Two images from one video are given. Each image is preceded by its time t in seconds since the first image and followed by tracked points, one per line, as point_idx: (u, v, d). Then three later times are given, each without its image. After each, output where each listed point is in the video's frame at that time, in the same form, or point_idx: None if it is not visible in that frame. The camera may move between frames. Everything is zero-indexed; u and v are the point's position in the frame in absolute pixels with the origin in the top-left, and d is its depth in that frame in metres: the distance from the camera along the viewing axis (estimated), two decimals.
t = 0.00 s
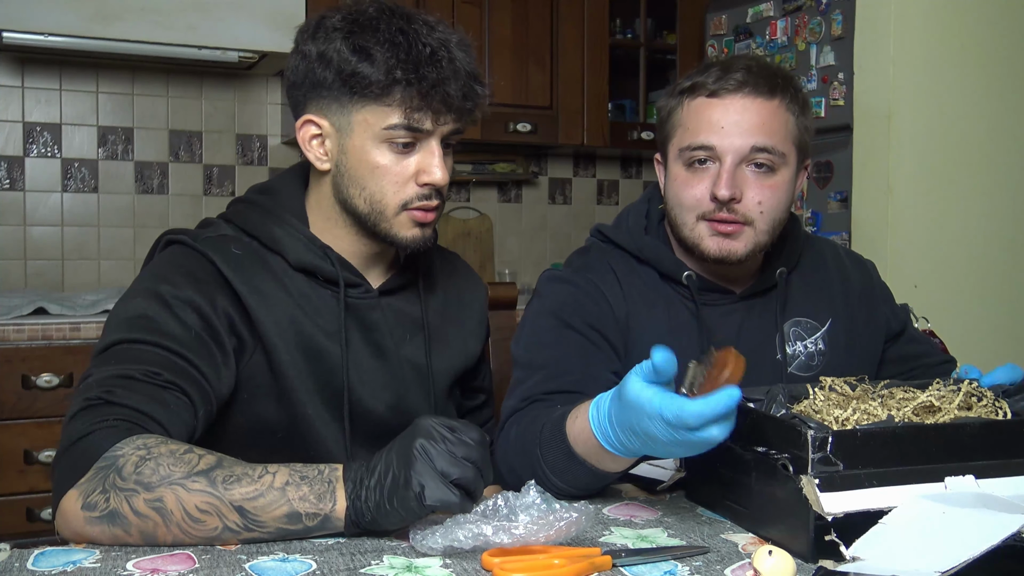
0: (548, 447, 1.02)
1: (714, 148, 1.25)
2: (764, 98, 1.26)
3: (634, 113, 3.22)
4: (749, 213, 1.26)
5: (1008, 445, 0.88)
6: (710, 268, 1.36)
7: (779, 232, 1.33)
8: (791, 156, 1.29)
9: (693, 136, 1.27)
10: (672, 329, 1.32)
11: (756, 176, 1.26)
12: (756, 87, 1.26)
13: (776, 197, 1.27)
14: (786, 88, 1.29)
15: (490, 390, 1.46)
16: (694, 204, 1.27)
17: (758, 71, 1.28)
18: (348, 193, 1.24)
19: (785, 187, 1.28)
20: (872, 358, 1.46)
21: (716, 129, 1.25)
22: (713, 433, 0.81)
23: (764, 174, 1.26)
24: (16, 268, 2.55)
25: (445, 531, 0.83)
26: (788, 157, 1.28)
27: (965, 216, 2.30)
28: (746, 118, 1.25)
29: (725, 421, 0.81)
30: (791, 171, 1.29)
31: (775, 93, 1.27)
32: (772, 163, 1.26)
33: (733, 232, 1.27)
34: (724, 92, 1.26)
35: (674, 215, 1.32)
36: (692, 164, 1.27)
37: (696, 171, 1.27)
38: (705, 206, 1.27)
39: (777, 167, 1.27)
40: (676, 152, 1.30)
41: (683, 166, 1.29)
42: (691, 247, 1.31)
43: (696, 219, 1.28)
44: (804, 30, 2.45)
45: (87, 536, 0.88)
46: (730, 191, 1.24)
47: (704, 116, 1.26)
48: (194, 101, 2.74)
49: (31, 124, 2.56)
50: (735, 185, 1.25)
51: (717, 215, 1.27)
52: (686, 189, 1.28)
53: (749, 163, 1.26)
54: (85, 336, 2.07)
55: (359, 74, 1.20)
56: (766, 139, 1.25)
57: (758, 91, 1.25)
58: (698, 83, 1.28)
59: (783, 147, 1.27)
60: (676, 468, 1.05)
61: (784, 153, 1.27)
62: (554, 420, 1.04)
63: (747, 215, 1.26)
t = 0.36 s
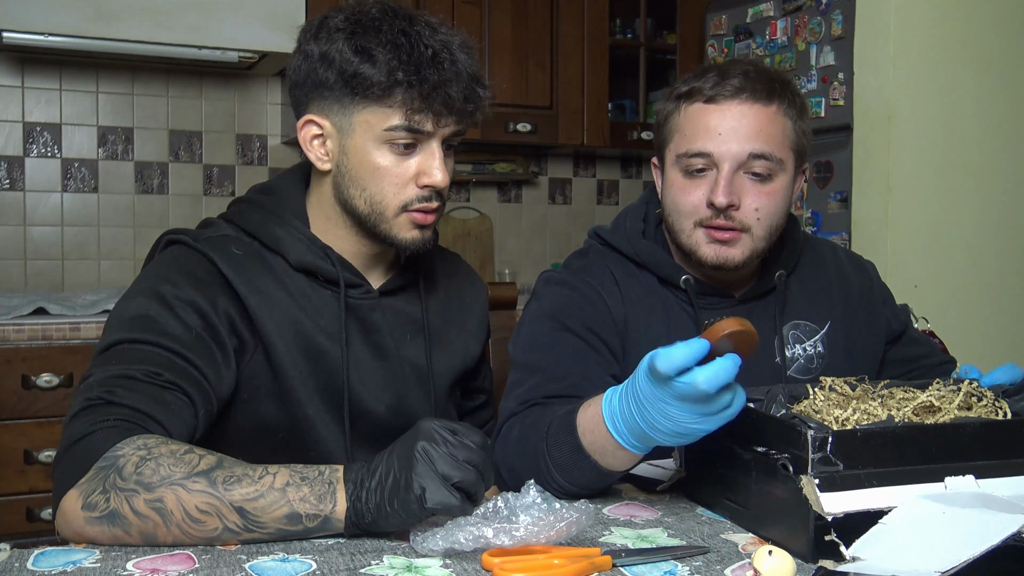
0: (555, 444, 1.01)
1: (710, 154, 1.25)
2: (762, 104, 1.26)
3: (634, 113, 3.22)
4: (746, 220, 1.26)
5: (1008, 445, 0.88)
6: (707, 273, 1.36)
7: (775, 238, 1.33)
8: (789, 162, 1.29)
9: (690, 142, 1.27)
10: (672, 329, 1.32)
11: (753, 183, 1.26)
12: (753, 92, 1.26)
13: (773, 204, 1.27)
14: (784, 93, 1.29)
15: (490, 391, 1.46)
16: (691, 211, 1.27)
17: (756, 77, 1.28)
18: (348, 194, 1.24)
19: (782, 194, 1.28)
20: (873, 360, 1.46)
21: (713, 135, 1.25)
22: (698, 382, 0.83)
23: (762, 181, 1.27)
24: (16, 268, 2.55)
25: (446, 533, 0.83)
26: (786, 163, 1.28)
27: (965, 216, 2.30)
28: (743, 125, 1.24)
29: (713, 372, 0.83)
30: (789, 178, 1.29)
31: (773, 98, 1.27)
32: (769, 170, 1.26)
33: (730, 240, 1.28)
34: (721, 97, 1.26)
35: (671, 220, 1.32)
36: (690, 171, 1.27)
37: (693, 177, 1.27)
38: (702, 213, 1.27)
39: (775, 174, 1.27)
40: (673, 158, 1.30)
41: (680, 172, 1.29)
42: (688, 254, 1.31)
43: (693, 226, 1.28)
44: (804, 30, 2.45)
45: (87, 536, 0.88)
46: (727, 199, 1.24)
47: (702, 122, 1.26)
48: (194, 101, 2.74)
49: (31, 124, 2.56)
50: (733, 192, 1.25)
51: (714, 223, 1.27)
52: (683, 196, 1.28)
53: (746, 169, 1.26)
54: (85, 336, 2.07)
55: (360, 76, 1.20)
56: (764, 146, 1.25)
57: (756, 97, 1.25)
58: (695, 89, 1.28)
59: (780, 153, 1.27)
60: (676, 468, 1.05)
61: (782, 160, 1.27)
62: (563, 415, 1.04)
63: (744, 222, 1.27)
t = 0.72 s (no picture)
0: (558, 448, 1.01)
1: (713, 155, 1.25)
2: (764, 104, 1.26)
3: (634, 113, 3.22)
4: (747, 221, 1.27)
5: (1008, 445, 0.88)
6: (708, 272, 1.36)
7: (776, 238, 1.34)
8: (790, 163, 1.29)
9: (692, 143, 1.27)
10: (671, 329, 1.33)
11: (754, 184, 1.26)
12: (755, 93, 1.26)
13: (774, 205, 1.27)
14: (786, 93, 1.29)
15: (490, 391, 1.46)
16: (692, 211, 1.28)
17: (758, 78, 1.27)
18: (348, 193, 1.24)
19: (783, 195, 1.28)
20: (874, 360, 1.46)
21: (715, 136, 1.25)
22: (690, 395, 0.83)
23: (764, 182, 1.27)
24: (16, 268, 2.55)
25: (447, 533, 0.83)
26: (787, 164, 1.28)
27: (966, 216, 2.30)
28: (745, 126, 1.24)
29: (707, 388, 0.83)
30: (790, 179, 1.29)
31: (774, 99, 1.27)
32: (771, 171, 1.26)
33: (731, 241, 1.28)
34: (724, 98, 1.25)
35: (672, 220, 1.32)
36: (691, 172, 1.27)
37: (695, 178, 1.27)
38: (703, 213, 1.27)
39: (776, 175, 1.27)
40: (675, 158, 1.30)
41: (682, 172, 1.29)
42: (689, 254, 1.31)
43: (694, 227, 1.28)
44: (804, 30, 2.45)
45: (88, 535, 0.88)
46: (729, 200, 1.24)
47: (704, 123, 1.26)
48: (194, 101, 2.74)
49: (31, 124, 2.56)
50: (734, 194, 1.25)
51: (716, 225, 1.27)
52: (685, 197, 1.28)
53: (748, 171, 1.26)
54: (85, 336, 2.07)
55: (361, 76, 1.20)
56: (765, 147, 1.25)
57: (757, 98, 1.25)
58: (697, 89, 1.28)
59: (782, 154, 1.27)
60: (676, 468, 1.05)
61: (783, 161, 1.27)
62: (568, 419, 1.04)
63: (745, 223, 1.27)
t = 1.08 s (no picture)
0: (559, 452, 1.01)
1: (714, 154, 1.25)
2: (765, 104, 1.25)
3: (634, 113, 3.22)
4: (748, 220, 1.27)
5: (1008, 445, 0.88)
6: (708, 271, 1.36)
7: (777, 238, 1.34)
8: (791, 162, 1.29)
9: (693, 142, 1.27)
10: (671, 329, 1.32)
11: (755, 184, 1.26)
12: (756, 93, 1.26)
13: (775, 204, 1.27)
14: (787, 93, 1.29)
15: (490, 390, 1.46)
16: (694, 210, 1.28)
17: (759, 78, 1.27)
18: (348, 193, 1.24)
19: (784, 194, 1.28)
20: (874, 360, 1.46)
21: (716, 135, 1.25)
22: (685, 408, 0.83)
23: (764, 181, 1.27)
24: (16, 268, 2.55)
25: (447, 533, 0.83)
26: (788, 163, 1.28)
27: (965, 216, 2.30)
28: (747, 125, 1.24)
29: (703, 401, 0.83)
30: (790, 178, 1.29)
31: (776, 99, 1.27)
32: (772, 170, 1.26)
33: (732, 240, 1.28)
34: (725, 98, 1.25)
35: (673, 219, 1.32)
36: (692, 171, 1.27)
37: (696, 177, 1.27)
38: (704, 212, 1.27)
39: (777, 174, 1.27)
40: (676, 157, 1.30)
41: (683, 172, 1.29)
42: (690, 253, 1.31)
43: (694, 226, 1.29)
44: (804, 30, 2.45)
45: (88, 535, 0.88)
46: (730, 199, 1.24)
47: (705, 122, 1.26)
48: (194, 101, 2.74)
49: (31, 124, 2.56)
50: (735, 193, 1.25)
51: (716, 224, 1.27)
52: (685, 196, 1.28)
53: (748, 170, 1.26)
54: (85, 336, 2.07)
55: (361, 76, 1.20)
56: (766, 146, 1.25)
57: (759, 97, 1.25)
58: (698, 88, 1.28)
59: (783, 153, 1.27)
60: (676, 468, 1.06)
61: (784, 160, 1.27)
62: (570, 423, 1.04)
63: (746, 222, 1.27)
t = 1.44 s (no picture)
0: (560, 453, 1.01)
1: (714, 159, 1.25)
2: (764, 108, 1.25)
3: (634, 113, 3.22)
4: (748, 224, 1.27)
5: (1008, 445, 0.88)
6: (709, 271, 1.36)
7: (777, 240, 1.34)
8: (791, 166, 1.29)
9: (693, 146, 1.27)
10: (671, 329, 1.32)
11: (755, 187, 1.26)
12: (757, 97, 1.26)
13: (775, 209, 1.27)
14: (787, 96, 1.29)
15: (491, 390, 1.46)
16: (693, 214, 1.28)
17: (759, 81, 1.27)
18: (348, 194, 1.24)
19: (784, 197, 1.28)
20: (875, 359, 1.46)
21: (715, 139, 1.25)
22: (673, 388, 0.84)
23: (764, 185, 1.27)
24: (16, 268, 2.55)
25: (446, 534, 0.83)
26: (787, 167, 1.28)
27: (966, 216, 2.30)
28: (747, 129, 1.24)
29: (690, 384, 0.83)
30: (790, 182, 1.29)
31: (776, 102, 1.27)
32: (772, 174, 1.26)
33: (732, 244, 1.28)
34: (725, 101, 1.26)
35: (673, 223, 1.32)
36: (692, 174, 1.28)
37: (696, 181, 1.27)
38: (704, 216, 1.27)
39: (777, 178, 1.27)
40: (676, 161, 1.30)
41: (683, 176, 1.29)
42: (691, 256, 1.32)
43: (694, 230, 1.29)
44: (804, 30, 2.45)
45: (88, 536, 0.88)
46: (730, 204, 1.24)
47: (704, 126, 1.26)
48: (194, 101, 2.74)
49: (31, 125, 2.56)
50: (735, 197, 1.25)
51: (716, 228, 1.27)
52: (685, 200, 1.28)
53: (748, 174, 1.26)
54: (85, 336, 2.07)
55: (362, 77, 1.20)
56: (767, 150, 1.25)
57: (758, 101, 1.25)
58: (698, 91, 1.28)
59: (783, 157, 1.27)
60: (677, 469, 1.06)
61: (784, 164, 1.27)
62: (573, 424, 1.04)
63: (746, 226, 1.27)
